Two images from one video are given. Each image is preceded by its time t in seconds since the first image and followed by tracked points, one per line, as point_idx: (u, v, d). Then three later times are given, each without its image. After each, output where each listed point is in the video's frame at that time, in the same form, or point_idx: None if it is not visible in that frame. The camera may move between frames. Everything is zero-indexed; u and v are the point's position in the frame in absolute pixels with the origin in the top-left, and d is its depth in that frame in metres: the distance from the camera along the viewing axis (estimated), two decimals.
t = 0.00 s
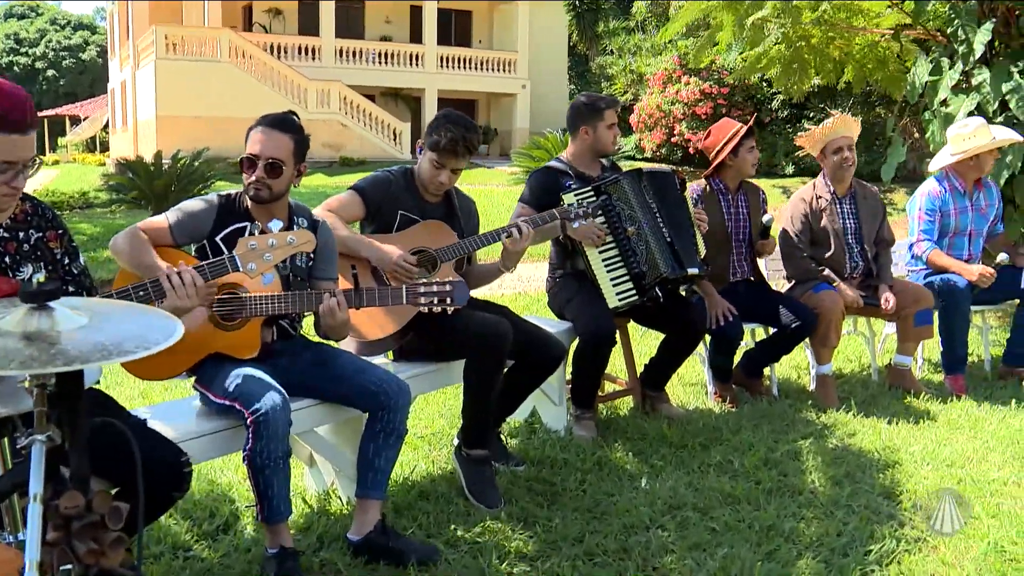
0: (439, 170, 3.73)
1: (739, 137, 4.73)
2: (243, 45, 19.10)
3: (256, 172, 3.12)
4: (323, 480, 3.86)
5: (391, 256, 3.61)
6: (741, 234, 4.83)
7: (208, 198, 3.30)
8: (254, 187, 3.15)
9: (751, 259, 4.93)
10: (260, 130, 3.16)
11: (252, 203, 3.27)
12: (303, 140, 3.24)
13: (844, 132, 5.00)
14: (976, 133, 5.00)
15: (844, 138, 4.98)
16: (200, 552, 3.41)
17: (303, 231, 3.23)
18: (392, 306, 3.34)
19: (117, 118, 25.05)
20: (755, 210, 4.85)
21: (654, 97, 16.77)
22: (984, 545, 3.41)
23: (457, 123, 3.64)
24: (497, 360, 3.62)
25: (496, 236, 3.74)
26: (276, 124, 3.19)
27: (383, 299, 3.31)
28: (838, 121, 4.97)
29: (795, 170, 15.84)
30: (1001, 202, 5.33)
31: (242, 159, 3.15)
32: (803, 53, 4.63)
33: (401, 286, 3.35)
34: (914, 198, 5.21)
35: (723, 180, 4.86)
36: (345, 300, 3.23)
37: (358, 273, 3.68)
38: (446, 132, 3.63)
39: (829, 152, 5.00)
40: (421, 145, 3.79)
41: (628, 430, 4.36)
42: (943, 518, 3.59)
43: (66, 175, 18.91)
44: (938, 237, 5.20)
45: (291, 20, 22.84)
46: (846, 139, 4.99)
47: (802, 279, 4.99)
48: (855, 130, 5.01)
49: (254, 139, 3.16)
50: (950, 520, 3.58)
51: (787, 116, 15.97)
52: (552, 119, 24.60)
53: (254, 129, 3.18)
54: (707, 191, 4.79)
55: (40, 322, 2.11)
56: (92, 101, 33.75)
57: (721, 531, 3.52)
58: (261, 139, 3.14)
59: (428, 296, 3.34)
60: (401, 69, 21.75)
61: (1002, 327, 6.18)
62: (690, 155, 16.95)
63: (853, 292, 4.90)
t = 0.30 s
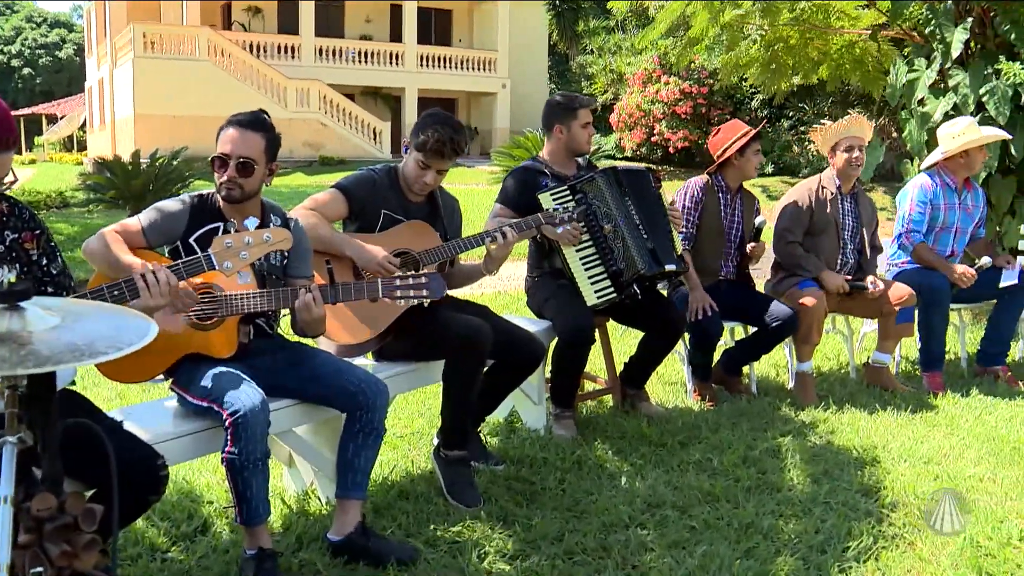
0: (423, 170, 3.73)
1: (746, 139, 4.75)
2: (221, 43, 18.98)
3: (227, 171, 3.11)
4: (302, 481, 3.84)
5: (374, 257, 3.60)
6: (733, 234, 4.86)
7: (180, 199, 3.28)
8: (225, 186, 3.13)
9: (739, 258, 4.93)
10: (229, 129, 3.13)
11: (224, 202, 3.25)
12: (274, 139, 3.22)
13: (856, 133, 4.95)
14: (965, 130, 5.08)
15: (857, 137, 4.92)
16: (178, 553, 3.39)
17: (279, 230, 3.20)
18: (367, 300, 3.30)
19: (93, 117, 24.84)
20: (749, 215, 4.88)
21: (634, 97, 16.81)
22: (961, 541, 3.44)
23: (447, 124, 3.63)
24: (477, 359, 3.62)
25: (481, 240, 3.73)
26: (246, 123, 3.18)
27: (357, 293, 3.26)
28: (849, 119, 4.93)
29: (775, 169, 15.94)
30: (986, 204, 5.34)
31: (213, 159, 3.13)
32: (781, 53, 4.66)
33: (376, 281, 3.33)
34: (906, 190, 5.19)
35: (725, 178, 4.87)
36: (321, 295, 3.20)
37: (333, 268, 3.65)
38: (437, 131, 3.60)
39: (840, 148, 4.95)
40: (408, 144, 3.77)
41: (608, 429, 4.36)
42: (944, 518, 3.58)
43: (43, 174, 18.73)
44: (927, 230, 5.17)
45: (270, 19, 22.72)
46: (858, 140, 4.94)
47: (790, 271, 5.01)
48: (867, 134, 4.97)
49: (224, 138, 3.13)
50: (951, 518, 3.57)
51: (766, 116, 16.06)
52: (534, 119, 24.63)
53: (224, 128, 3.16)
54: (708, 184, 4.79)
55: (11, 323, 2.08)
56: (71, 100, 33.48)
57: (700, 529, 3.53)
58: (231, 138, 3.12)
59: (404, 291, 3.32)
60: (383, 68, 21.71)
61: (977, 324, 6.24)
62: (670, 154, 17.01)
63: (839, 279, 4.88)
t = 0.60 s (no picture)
0: (409, 176, 3.72)
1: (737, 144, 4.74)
2: (196, 41, 18.84)
3: (198, 171, 3.09)
4: (279, 481, 3.83)
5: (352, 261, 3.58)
6: (715, 236, 4.88)
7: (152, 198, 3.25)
8: (197, 186, 3.11)
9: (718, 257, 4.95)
10: (200, 128, 3.11)
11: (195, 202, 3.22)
12: (245, 138, 3.20)
13: (839, 134, 4.99)
14: (949, 136, 5.08)
15: (842, 139, 4.96)
16: (153, 555, 3.37)
17: (259, 234, 3.20)
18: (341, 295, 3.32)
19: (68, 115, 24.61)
20: (731, 218, 4.92)
21: (612, 96, 16.84)
22: (935, 537, 3.47)
23: (435, 130, 3.60)
24: (454, 358, 3.62)
25: (463, 245, 3.71)
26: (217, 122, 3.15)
27: (330, 288, 3.29)
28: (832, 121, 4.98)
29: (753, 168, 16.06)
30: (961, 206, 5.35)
31: (183, 158, 3.11)
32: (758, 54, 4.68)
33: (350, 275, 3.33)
34: (886, 189, 5.25)
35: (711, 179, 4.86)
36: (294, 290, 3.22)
37: (306, 264, 3.64)
38: (424, 138, 3.58)
39: (823, 148, 4.99)
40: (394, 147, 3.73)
41: (585, 428, 4.37)
42: (943, 517, 3.47)
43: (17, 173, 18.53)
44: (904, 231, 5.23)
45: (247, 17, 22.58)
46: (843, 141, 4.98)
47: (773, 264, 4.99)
48: (852, 137, 5.01)
49: (194, 137, 3.11)
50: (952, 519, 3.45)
51: (743, 115, 16.15)
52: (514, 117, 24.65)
53: (195, 127, 3.14)
54: (693, 185, 4.79)
55: None
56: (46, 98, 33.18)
57: (677, 527, 3.54)
58: (201, 137, 3.10)
59: (377, 285, 3.32)
60: (363, 67, 21.65)
61: (951, 322, 6.30)
62: (649, 153, 17.06)
63: (823, 279, 4.87)
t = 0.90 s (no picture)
0: (394, 181, 3.70)
1: (692, 141, 4.75)
2: (169, 40, 18.72)
3: (169, 171, 3.07)
4: (254, 483, 3.81)
5: (328, 264, 3.56)
6: (681, 233, 4.83)
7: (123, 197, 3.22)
8: (168, 186, 3.09)
9: (688, 257, 4.91)
10: (170, 127, 3.09)
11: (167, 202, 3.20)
12: (217, 136, 3.18)
13: (801, 134, 5.01)
14: (910, 135, 5.11)
15: (803, 139, 4.97)
16: (127, 559, 3.34)
17: (235, 239, 3.18)
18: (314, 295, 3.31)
19: (41, 115, 24.39)
20: (695, 211, 4.89)
21: (588, 96, 16.90)
22: (909, 534, 3.51)
23: (413, 134, 3.60)
24: (430, 358, 3.62)
25: (441, 248, 3.68)
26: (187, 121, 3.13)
27: (303, 288, 3.28)
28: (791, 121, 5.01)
29: (728, 169, 16.17)
30: (930, 202, 5.38)
31: (154, 158, 3.09)
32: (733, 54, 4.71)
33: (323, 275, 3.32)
34: (848, 193, 5.25)
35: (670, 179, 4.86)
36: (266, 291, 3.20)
37: (279, 263, 3.61)
38: (406, 146, 3.58)
39: (786, 149, 4.98)
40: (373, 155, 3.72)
41: (562, 428, 4.38)
42: (943, 517, 3.58)
43: None
44: (870, 233, 5.25)
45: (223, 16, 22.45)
46: (805, 142, 4.99)
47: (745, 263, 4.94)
48: (812, 137, 5.02)
49: (164, 137, 3.09)
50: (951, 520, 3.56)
51: (719, 116, 16.26)
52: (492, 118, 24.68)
53: (165, 126, 3.12)
54: (652, 186, 4.79)
55: None
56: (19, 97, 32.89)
57: (653, 526, 3.56)
58: (172, 136, 3.08)
59: (350, 284, 3.29)
60: (341, 67, 21.60)
61: (924, 320, 6.36)
62: (625, 154, 17.13)
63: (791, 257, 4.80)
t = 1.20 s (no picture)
0: (379, 182, 3.68)
1: (625, 136, 4.79)
2: (143, 38, 18.57)
3: (139, 174, 3.05)
4: (228, 485, 3.79)
5: (303, 265, 3.53)
6: (645, 230, 4.89)
7: (91, 200, 3.19)
8: (138, 189, 3.07)
9: (657, 257, 4.96)
10: (139, 130, 3.07)
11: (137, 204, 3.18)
12: (187, 139, 3.17)
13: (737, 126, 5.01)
14: (859, 131, 5.21)
15: (734, 131, 5.00)
16: (99, 563, 3.31)
17: (209, 239, 3.15)
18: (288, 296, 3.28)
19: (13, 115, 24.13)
20: (658, 206, 4.92)
21: (565, 96, 16.95)
22: (882, 531, 3.54)
23: (384, 134, 3.59)
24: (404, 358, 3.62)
25: (416, 248, 3.68)
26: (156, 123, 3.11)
27: (276, 290, 3.26)
28: (722, 116, 5.01)
29: (703, 168, 16.28)
30: (891, 194, 5.47)
31: (123, 161, 3.07)
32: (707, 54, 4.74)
33: (295, 277, 3.31)
34: (807, 197, 5.35)
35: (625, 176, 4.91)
36: (240, 293, 3.18)
37: (251, 263, 3.60)
38: (382, 148, 3.58)
39: (720, 143, 5.05)
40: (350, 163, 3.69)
41: (537, 428, 4.39)
42: (943, 517, 3.54)
43: None
44: (833, 234, 5.34)
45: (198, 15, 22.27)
46: (739, 134, 5.02)
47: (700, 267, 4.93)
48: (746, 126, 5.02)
49: (134, 140, 3.07)
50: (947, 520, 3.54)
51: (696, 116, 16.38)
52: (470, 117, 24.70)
53: (134, 129, 3.09)
54: (606, 187, 4.82)
55: None
56: None
57: (628, 525, 3.57)
58: (141, 139, 3.06)
59: (323, 287, 3.29)
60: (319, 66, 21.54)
61: (896, 319, 6.43)
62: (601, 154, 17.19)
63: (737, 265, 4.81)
